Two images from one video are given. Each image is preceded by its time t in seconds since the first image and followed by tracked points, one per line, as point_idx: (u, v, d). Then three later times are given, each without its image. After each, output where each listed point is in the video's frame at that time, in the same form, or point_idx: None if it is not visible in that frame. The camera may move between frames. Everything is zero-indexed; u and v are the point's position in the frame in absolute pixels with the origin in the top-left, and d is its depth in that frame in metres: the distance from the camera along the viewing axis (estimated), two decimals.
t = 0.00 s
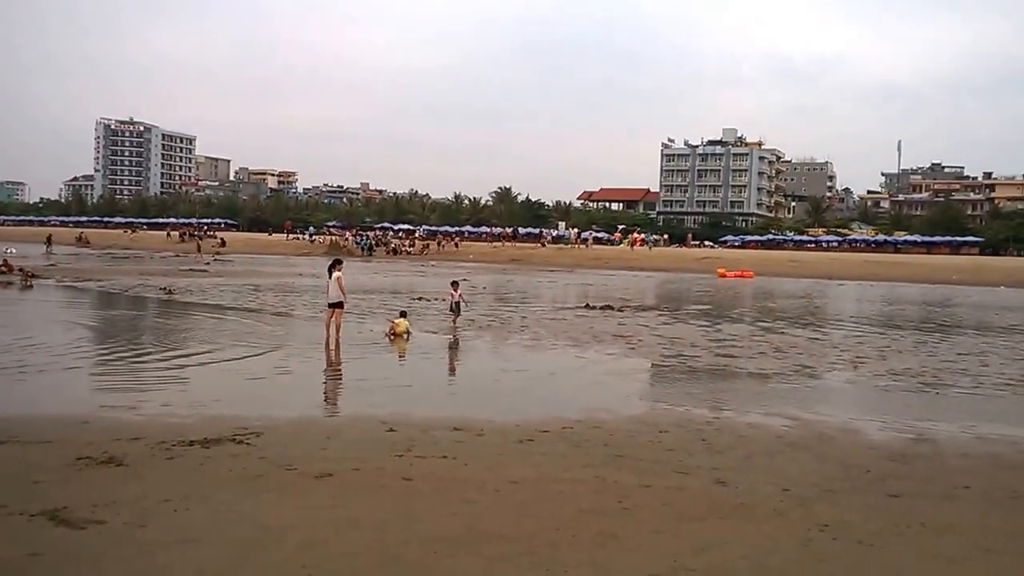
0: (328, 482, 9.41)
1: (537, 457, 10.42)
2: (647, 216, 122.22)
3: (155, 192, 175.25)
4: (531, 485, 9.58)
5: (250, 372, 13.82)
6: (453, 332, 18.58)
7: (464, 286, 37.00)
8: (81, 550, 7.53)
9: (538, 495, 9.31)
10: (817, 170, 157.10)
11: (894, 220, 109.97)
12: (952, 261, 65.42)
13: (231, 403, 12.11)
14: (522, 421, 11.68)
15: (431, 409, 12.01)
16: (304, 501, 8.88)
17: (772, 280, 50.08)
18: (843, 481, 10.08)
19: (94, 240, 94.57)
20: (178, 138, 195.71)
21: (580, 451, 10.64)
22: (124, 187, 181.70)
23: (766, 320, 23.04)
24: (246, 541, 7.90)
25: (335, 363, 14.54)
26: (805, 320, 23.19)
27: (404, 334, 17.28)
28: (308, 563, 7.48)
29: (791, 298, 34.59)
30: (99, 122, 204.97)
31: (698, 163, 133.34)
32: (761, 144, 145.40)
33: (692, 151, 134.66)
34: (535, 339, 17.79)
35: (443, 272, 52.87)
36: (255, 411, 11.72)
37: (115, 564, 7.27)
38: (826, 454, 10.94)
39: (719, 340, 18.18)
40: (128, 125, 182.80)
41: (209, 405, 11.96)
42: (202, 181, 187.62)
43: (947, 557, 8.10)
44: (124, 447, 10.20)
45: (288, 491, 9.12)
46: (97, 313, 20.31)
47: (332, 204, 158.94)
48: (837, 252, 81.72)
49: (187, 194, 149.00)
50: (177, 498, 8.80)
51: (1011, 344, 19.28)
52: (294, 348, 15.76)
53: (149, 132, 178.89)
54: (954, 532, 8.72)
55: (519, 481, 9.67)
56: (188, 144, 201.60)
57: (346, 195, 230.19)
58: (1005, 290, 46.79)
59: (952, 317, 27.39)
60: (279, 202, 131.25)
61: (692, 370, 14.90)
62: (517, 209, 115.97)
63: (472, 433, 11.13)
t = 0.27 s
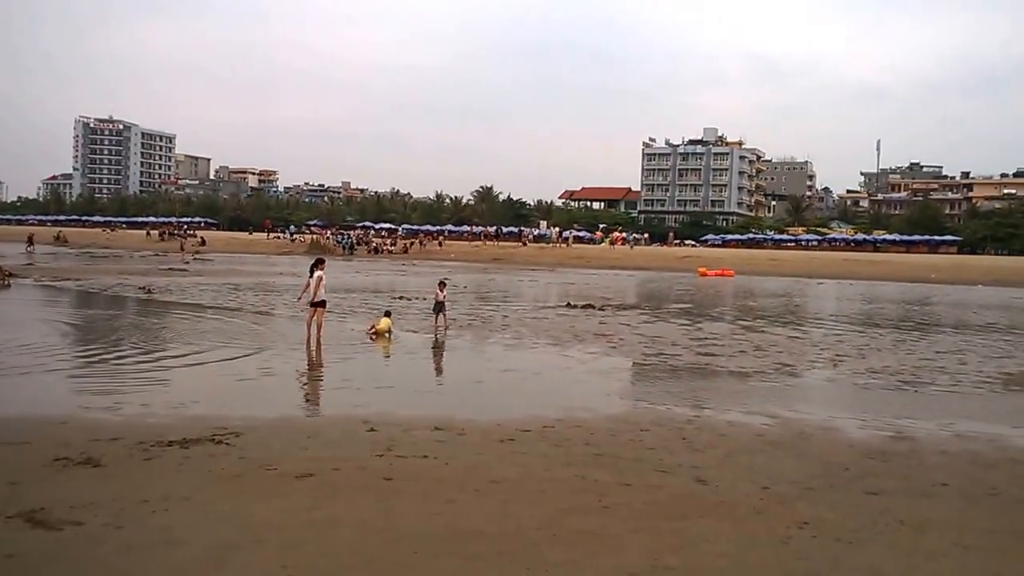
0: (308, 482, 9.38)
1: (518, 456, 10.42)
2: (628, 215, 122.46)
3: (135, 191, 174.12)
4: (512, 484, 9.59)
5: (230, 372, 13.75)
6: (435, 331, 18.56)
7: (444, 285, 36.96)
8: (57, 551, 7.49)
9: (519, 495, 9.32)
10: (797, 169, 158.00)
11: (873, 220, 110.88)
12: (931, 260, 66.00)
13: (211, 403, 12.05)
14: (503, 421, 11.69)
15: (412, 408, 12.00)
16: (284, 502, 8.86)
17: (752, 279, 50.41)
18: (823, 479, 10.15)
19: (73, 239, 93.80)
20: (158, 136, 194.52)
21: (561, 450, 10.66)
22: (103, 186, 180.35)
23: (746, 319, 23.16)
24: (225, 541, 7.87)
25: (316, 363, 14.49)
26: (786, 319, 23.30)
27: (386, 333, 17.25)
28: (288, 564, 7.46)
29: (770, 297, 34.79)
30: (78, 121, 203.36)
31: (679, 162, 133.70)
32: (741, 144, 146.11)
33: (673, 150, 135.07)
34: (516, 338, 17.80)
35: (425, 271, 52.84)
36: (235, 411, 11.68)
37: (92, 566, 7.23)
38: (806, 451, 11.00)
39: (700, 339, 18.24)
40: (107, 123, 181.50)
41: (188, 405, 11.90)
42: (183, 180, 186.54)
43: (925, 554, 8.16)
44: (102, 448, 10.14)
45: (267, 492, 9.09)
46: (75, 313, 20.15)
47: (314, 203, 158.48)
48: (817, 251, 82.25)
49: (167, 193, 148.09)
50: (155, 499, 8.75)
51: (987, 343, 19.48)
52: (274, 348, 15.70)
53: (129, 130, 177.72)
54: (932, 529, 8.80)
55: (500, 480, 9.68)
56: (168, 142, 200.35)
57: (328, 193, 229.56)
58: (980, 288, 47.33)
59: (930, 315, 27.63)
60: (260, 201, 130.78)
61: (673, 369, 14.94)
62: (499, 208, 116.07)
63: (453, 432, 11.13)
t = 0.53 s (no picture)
0: (288, 482, 9.36)
1: (498, 455, 10.43)
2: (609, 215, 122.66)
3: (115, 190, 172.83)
4: (492, 483, 9.59)
5: (210, 372, 13.68)
6: (417, 330, 18.54)
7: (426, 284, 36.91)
8: (34, 553, 7.43)
9: (499, 494, 9.32)
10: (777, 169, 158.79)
11: (853, 219, 111.72)
12: (909, 259, 66.53)
13: (191, 403, 11.99)
14: (484, 420, 11.69)
15: (392, 408, 11.98)
16: (263, 502, 8.83)
17: (732, 279, 50.61)
18: (802, 477, 10.20)
19: (50, 238, 92.93)
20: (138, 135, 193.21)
21: (541, 449, 10.67)
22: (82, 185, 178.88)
23: (728, 317, 23.27)
24: (204, 542, 7.83)
25: (297, 363, 14.44)
26: (767, 318, 23.43)
27: (367, 332, 17.24)
28: (267, 564, 7.44)
29: (750, 296, 34.99)
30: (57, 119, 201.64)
31: (660, 162, 133.94)
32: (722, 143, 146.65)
33: (655, 150, 135.39)
34: (499, 337, 17.80)
35: (406, 270, 52.73)
36: (215, 411, 11.62)
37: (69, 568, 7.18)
38: (785, 449, 11.07)
39: (681, 338, 18.30)
40: (86, 122, 180.10)
41: (168, 405, 11.82)
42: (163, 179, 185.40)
43: (903, 551, 8.23)
44: (80, 448, 10.07)
45: (247, 492, 9.05)
46: (53, 313, 19.99)
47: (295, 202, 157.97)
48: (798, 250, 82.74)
49: (147, 192, 147.12)
50: (134, 500, 8.70)
51: (965, 341, 19.67)
52: (254, 347, 15.63)
53: (108, 128, 176.42)
54: (909, 525, 8.88)
55: (480, 479, 9.68)
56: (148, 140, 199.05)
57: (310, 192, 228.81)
58: (957, 287, 47.80)
59: (908, 313, 27.86)
60: (240, 199, 130.24)
61: (654, 367, 14.98)
62: (481, 207, 116.14)
63: (434, 431, 11.12)
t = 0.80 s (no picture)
0: (267, 482, 9.32)
1: (480, 455, 10.43)
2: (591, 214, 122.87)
3: (93, 189, 171.44)
4: (474, 482, 9.60)
5: (190, 371, 13.61)
6: (399, 330, 18.55)
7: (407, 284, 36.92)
8: (11, 555, 7.36)
9: (480, 493, 9.32)
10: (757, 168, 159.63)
11: (833, 218, 112.55)
12: (887, 258, 67.12)
13: (170, 403, 11.93)
14: (465, 419, 11.70)
15: (374, 407, 11.96)
16: (243, 503, 8.77)
17: (713, 278, 50.88)
18: (781, 475, 10.25)
19: (28, 237, 92.11)
20: (116, 133, 191.77)
21: (523, 449, 10.69)
22: (60, 183, 177.34)
23: (709, 316, 23.39)
24: (182, 543, 7.78)
25: (277, 362, 14.42)
26: (747, 317, 23.57)
27: (349, 330, 17.27)
28: (245, 565, 7.40)
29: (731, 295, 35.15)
30: (35, 117, 199.68)
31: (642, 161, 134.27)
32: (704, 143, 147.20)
33: (636, 149, 135.69)
34: (480, 336, 17.83)
35: (387, 269, 52.63)
36: (194, 411, 11.58)
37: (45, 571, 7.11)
38: (765, 447, 11.13)
39: (663, 337, 18.37)
40: (64, 120, 178.61)
41: (146, 406, 11.75)
42: (141, 177, 183.96)
43: (881, 549, 8.29)
44: (58, 449, 9.99)
45: (226, 492, 9.01)
46: (31, 312, 19.85)
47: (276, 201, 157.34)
48: (779, 250, 83.24)
49: (126, 191, 146.12)
50: (112, 501, 8.64)
51: (943, 339, 19.87)
52: (235, 347, 15.58)
53: (86, 126, 175.05)
54: (888, 523, 8.95)
55: (461, 479, 9.68)
56: (126, 139, 197.58)
57: (290, 191, 228.03)
58: (934, 286, 48.29)
59: (887, 312, 28.11)
60: (220, 199, 129.73)
61: (636, 366, 15.03)
62: (462, 206, 116.33)
63: (414, 431, 11.11)
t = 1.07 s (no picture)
0: (247, 483, 9.29)
1: (461, 454, 10.43)
2: (573, 213, 123.08)
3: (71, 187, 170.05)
4: (455, 482, 9.60)
5: (169, 372, 13.54)
6: (380, 329, 18.53)
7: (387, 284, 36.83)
8: None
9: (460, 493, 9.33)
10: (738, 168, 160.44)
11: (813, 217, 113.34)
12: (866, 257, 67.72)
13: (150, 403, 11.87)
14: (447, 419, 11.69)
15: (355, 407, 11.94)
16: (224, 503, 8.74)
17: (695, 277, 51.04)
18: (761, 474, 10.31)
19: (5, 237, 91.22)
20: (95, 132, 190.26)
21: (504, 448, 10.69)
22: (37, 182, 175.71)
23: (690, 315, 23.48)
24: (161, 545, 7.74)
25: (257, 361, 14.39)
26: (727, 316, 23.70)
27: (331, 330, 17.26)
28: (224, 566, 7.36)
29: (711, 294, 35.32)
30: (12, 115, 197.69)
31: (623, 161, 134.78)
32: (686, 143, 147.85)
33: (618, 148, 136.04)
34: (462, 335, 17.83)
35: (368, 268, 52.55)
36: (174, 411, 11.52)
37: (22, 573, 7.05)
38: (746, 446, 11.19)
39: (644, 336, 18.43)
40: (43, 118, 177.03)
41: (126, 406, 11.67)
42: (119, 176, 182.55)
43: (859, 546, 8.35)
44: (36, 450, 9.92)
45: (206, 493, 8.96)
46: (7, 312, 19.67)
47: (256, 200, 156.73)
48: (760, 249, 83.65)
49: (105, 189, 145.08)
50: (90, 502, 8.58)
51: (921, 337, 20.05)
52: (214, 347, 15.50)
53: (65, 125, 173.59)
54: (867, 521, 9.01)
55: (442, 479, 9.68)
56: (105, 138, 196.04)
57: (271, 190, 227.10)
58: (910, 285, 48.78)
59: (866, 311, 28.36)
60: (200, 198, 129.12)
61: (617, 365, 15.07)
62: (443, 205, 116.35)
63: (395, 431, 11.10)
